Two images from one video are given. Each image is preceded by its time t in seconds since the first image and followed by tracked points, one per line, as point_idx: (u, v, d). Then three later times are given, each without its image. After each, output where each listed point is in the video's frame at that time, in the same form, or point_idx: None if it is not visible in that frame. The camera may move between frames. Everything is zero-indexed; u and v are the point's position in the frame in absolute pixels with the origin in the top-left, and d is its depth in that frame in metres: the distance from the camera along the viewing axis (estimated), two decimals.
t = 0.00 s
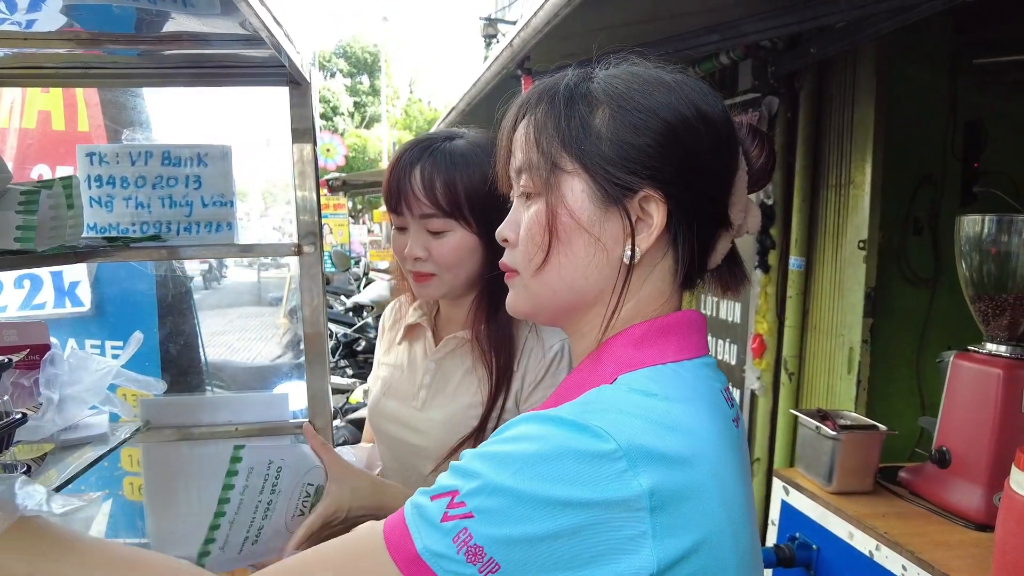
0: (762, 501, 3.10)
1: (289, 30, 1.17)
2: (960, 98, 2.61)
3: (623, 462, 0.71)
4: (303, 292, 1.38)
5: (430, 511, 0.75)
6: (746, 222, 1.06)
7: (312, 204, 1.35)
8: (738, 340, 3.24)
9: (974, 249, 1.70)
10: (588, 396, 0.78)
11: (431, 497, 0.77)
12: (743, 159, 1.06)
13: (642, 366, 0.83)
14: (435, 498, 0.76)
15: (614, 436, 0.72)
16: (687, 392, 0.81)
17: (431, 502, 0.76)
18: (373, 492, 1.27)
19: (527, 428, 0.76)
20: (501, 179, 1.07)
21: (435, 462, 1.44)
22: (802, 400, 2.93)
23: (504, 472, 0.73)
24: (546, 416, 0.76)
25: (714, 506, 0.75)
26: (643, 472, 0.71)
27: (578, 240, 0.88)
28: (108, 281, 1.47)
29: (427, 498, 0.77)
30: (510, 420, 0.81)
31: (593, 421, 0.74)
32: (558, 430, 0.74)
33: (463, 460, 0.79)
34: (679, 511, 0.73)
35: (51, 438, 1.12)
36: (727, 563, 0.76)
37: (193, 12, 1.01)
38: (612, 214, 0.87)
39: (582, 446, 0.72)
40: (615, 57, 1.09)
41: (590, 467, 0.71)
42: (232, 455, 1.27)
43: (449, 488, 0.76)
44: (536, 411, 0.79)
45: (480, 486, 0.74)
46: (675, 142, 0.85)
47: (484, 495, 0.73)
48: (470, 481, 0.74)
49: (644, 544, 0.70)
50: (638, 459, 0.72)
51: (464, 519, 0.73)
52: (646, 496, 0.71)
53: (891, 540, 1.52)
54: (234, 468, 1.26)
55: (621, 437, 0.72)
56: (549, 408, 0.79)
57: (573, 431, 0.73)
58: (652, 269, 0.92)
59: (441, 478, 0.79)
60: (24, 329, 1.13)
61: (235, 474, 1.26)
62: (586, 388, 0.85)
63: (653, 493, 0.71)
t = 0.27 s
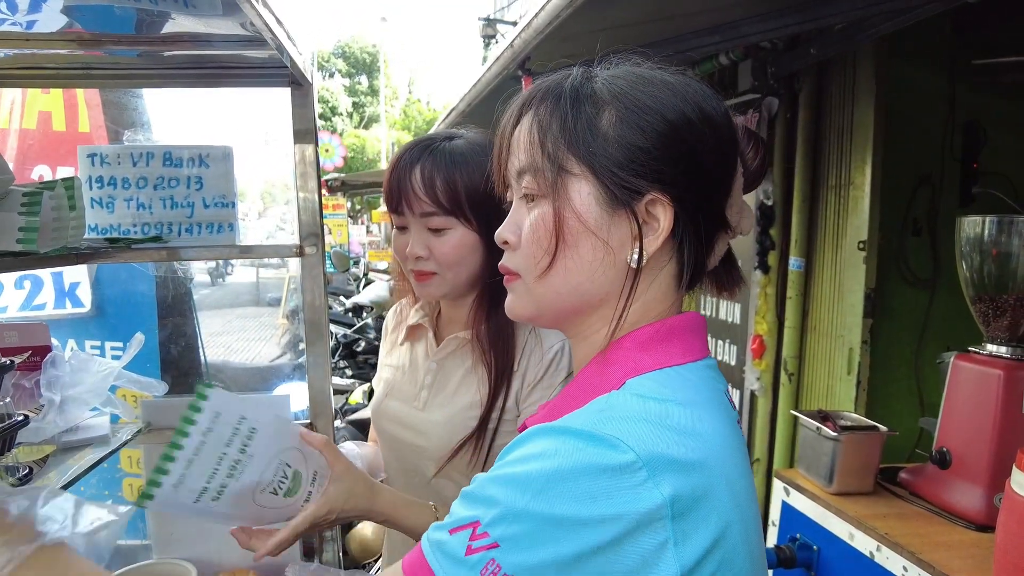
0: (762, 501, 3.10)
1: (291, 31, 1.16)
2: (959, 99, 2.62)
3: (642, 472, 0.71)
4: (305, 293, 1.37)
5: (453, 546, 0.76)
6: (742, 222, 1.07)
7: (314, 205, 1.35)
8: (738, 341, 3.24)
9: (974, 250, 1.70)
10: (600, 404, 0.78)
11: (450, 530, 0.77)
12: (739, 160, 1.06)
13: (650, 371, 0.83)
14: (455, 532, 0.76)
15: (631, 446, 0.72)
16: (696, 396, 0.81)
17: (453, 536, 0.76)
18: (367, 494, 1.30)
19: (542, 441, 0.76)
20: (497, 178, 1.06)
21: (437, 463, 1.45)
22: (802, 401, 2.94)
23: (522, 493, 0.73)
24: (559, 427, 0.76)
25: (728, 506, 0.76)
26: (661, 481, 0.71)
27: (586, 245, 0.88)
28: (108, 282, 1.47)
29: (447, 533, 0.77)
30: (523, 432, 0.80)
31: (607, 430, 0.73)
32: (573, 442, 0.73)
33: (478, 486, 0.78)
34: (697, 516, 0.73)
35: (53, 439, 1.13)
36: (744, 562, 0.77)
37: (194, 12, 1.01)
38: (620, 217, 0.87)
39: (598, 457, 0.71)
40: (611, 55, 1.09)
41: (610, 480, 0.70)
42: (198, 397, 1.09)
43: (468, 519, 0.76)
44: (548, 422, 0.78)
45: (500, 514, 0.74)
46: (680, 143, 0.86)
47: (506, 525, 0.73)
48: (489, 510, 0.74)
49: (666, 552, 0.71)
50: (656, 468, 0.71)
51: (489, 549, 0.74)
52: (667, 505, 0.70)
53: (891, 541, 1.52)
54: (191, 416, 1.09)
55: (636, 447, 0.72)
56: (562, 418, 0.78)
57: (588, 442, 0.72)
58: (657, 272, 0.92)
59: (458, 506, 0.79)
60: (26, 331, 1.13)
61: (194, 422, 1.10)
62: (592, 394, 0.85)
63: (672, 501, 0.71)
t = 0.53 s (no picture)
0: (759, 501, 3.11)
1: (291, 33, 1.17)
2: (955, 100, 2.63)
3: (632, 458, 0.72)
4: (303, 293, 1.37)
5: (439, 509, 0.73)
6: (729, 222, 1.08)
7: (314, 205, 1.35)
8: (735, 341, 3.25)
9: (970, 250, 1.71)
10: (589, 395, 0.79)
11: (437, 496, 0.74)
12: (726, 159, 1.07)
13: (638, 366, 0.84)
14: (443, 496, 0.73)
15: (623, 435, 0.73)
16: (684, 391, 0.83)
17: (439, 501, 0.73)
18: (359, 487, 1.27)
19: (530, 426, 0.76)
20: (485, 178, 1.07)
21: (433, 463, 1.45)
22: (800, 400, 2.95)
23: (513, 462, 0.71)
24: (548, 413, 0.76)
25: (714, 501, 0.77)
26: (650, 469, 0.72)
27: (571, 243, 0.88)
28: (108, 282, 1.46)
29: (433, 497, 0.74)
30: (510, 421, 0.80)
31: (598, 420, 0.74)
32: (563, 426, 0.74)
33: (466, 456, 0.76)
34: (683, 509, 0.74)
35: (52, 439, 1.12)
36: (725, 557, 0.78)
37: (194, 14, 1.01)
38: (604, 216, 0.87)
39: (588, 443, 0.72)
40: (600, 58, 1.10)
41: (601, 462, 0.71)
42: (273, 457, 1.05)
43: (457, 485, 0.73)
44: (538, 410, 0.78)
45: (491, 478, 0.72)
46: (665, 143, 0.86)
47: (498, 488, 0.71)
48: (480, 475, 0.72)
49: (650, 540, 0.71)
50: (645, 456, 0.72)
51: (479, 513, 0.71)
52: (655, 492, 0.71)
53: (888, 540, 1.53)
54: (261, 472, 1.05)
55: (627, 436, 0.73)
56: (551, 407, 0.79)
57: (578, 428, 0.73)
58: (643, 269, 0.92)
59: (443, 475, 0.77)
60: (27, 331, 1.14)
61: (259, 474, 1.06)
62: (581, 388, 0.86)
63: (662, 490, 0.72)
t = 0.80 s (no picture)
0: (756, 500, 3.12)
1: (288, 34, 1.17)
2: (951, 100, 2.64)
3: (624, 456, 0.72)
4: (300, 293, 1.37)
5: (438, 523, 0.72)
6: (721, 221, 1.08)
7: (312, 204, 1.34)
8: (731, 341, 3.25)
9: (965, 250, 1.72)
10: (582, 396, 0.80)
11: (435, 510, 0.74)
12: (717, 158, 1.07)
13: (630, 366, 0.84)
14: (441, 509, 0.73)
15: (616, 435, 0.73)
16: (677, 390, 0.83)
17: (437, 515, 0.73)
18: (352, 487, 1.26)
19: (523, 425, 0.76)
20: (478, 179, 1.08)
21: (432, 465, 1.44)
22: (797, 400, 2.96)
23: (510, 467, 0.71)
24: (541, 413, 0.77)
25: (706, 499, 0.77)
26: (644, 468, 0.72)
27: (559, 241, 0.89)
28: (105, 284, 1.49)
29: (432, 510, 0.74)
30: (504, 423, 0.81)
31: (590, 420, 0.75)
32: (554, 426, 0.74)
33: (461, 466, 0.76)
34: (676, 508, 0.74)
35: (49, 439, 1.12)
36: (718, 554, 0.78)
37: (190, 15, 1.01)
38: (591, 214, 0.87)
39: (579, 442, 0.72)
40: (593, 59, 1.11)
41: (596, 463, 0.71)
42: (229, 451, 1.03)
43: (455, 497, 0.73)
44: (532, 411, 0.79)
45: (488, 487, 0.71)
46: (653, 142, 0.87)
47: (496, 496, 0.70)
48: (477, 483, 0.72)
49: (645, 538, 0.72)
50: (638, 455, 0.73)
51: (479, 522, 0.70)
52: (650, 491, 0.71)
53: (884, 539, 1.53)
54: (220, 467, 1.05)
55: (620, 436, 0.73)
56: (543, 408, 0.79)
57: (570, 428, 0.74)
58: (633, 268, 0.93)
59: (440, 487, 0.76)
60: (23, 332, 1.13)
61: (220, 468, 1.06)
62: (573, 387, 0.86)
63: (656, 488, 0.72)
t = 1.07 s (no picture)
0: (754, 500, 3.13)
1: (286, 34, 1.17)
2: (948, 101, 2.65)
3: (620, 454, 0.72)
4: (297, 294, 1.37)
5: (426, 503, 0.73)
6: (717, 221, 1.09)
7: (309, 204, 1.35)
8: (728, 341, 3.25)
9: (961, 250, 1.72)
10: (581, 394, 0.79)
11: (425, 488, 0.75)
12: (713, 159, 1.07)
13: (629, 366, 0.84)
14: (430, 489, 0.74)
15: (613, 432, 0.73)
16: (674, 390, 0.83)
17: (426, 494, 0.74)
18: (357, 486, 1.25)
19: (521, 421, 0.76)
20: (474, 180, 1.08)
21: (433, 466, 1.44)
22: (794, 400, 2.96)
23: (502, 457, 0.72)
24: (540, 410, 0.77)
25: (701, 501, 0.77)
26: (639, 466, 0.72)
27: (556, 241, 0.89)
28: (102, 284, 1.47)
29: (422, 490, 0.75)
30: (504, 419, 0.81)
31: (588, 417, 0.75)
32: (552, 423, 0.74)
33: (455, 452, 0.77)
34: (671, 509, 0.74)
35: (46, 440, 1.12)
36: (712, 557, 0.78)
37: (187, 15, 1.01)
38: (588, 214, 0.87)
39: (575, 440, 0.72)
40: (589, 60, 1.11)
41: (591, 460, 0.71)
42: (244, 425, 1.03)
43: (445, 479, 0.74)
44: (531, 407, 0.79)
45: (478, 472, 0.72)
46: (649, 141, 0.87)
47: (484, 483, 0.71)
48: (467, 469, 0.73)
49: (638, 538, 0.71)
50: (634, 454, 0.72)
51: (463, 506, 0.71)
52: (644, 491, 0.71)
53: (880, 539, 1.54)
54: (236, 445, 1.03)
55: (617, 433, 0.73)
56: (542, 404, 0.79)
57: (567, 426, 0.73)
58: (629, 267, 0.93)
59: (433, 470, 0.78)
60: (18, 331, 1.13)
61: (237, 448, 1.04)
62: (571, 387, 0.86)
63: (651, 488, 0.72)
